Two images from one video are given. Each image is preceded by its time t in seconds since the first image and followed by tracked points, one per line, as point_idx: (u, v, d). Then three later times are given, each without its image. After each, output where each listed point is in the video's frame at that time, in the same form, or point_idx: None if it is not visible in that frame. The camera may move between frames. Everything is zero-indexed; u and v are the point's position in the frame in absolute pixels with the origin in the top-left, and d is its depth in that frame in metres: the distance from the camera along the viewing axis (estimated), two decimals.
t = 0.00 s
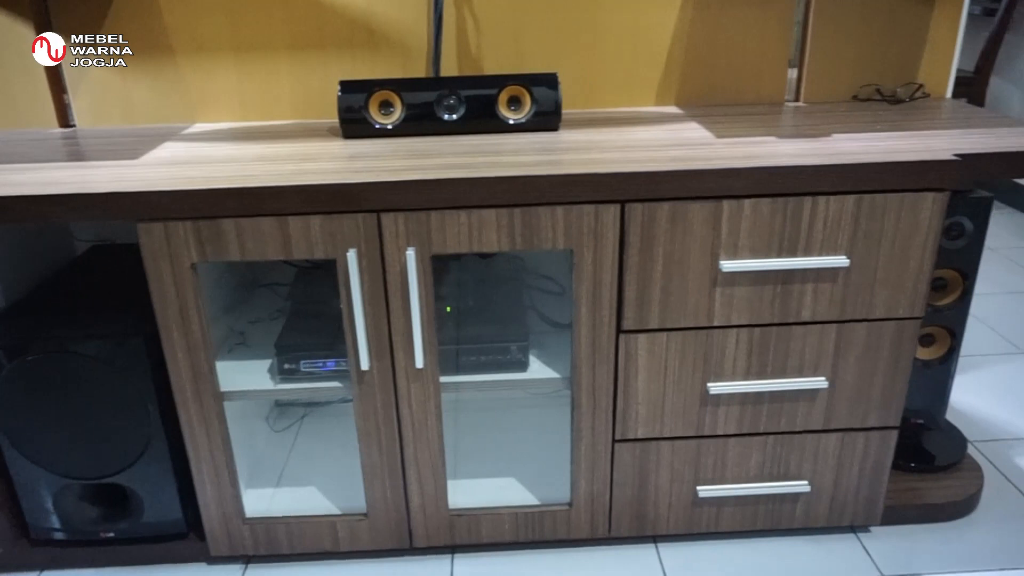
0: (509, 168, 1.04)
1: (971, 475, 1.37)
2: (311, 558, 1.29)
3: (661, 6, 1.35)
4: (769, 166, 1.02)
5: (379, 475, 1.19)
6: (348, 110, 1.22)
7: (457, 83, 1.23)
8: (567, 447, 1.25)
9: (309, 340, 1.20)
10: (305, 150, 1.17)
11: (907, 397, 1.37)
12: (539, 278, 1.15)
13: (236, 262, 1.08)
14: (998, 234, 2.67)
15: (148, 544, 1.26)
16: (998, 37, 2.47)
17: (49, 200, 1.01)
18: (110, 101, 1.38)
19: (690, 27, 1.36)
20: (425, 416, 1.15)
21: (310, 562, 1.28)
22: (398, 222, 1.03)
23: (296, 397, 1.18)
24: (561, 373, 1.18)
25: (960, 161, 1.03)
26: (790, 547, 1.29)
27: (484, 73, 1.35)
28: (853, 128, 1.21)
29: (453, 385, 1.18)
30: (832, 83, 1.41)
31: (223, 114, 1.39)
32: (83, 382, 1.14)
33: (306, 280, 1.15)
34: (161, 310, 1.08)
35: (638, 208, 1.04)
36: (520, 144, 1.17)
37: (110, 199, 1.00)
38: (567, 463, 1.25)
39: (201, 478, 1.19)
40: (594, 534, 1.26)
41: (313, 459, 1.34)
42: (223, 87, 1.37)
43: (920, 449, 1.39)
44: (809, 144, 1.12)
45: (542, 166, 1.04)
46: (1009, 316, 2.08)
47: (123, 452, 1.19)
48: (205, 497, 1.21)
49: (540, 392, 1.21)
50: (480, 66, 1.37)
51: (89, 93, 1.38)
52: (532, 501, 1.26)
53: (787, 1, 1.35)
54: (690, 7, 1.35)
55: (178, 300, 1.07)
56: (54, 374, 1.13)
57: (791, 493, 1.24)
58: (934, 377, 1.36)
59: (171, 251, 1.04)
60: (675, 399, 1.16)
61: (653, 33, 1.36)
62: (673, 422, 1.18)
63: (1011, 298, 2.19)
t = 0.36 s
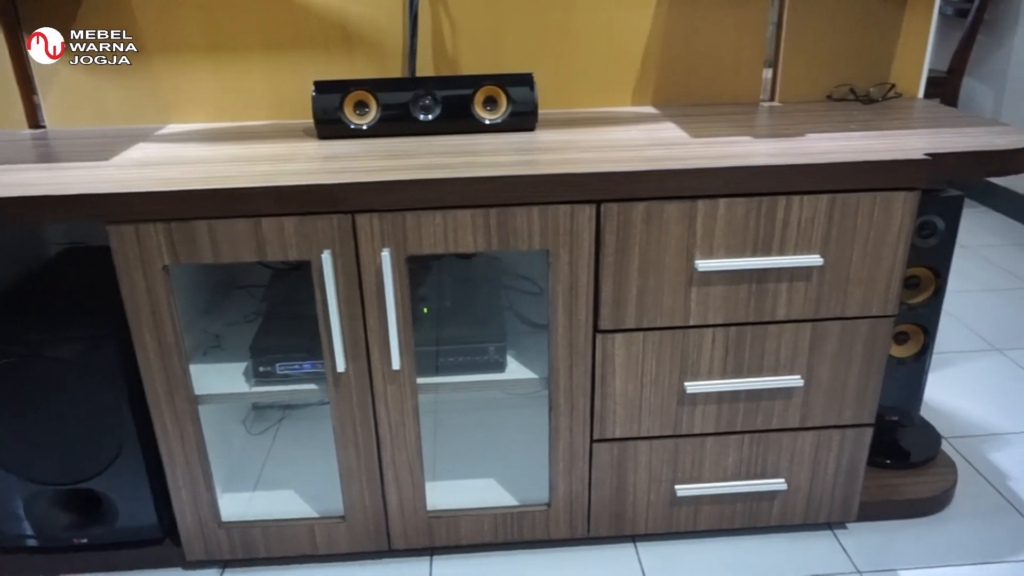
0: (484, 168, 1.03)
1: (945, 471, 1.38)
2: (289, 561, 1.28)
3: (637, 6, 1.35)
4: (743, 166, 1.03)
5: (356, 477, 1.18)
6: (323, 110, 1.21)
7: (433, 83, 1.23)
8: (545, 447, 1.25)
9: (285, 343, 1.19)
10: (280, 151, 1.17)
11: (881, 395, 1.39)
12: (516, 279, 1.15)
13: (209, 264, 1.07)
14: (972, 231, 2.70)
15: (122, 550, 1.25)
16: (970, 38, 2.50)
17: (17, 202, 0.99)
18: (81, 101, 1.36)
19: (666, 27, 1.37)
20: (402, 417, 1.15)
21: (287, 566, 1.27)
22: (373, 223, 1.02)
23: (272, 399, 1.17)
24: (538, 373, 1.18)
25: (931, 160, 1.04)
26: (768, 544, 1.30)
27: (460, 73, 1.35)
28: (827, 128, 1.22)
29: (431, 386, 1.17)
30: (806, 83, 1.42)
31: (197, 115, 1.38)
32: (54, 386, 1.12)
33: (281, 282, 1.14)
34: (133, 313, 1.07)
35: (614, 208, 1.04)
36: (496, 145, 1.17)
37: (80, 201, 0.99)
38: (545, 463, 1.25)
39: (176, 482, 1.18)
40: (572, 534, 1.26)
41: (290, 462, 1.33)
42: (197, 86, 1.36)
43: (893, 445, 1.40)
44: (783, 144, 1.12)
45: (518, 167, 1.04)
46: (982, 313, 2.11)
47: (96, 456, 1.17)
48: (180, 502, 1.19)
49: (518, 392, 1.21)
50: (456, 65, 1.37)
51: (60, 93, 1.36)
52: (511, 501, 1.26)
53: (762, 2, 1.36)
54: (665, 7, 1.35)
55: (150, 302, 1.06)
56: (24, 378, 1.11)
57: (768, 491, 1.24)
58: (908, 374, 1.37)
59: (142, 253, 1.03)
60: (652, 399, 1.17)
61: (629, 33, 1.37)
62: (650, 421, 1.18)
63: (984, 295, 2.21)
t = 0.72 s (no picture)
0: (468, 168, 1.03)
1: (927, 467, 1.39)
2: (274, 565, 1.27)
3: (619, 7, 1.35)
4: (726, 164, 1.03)
5: (341, 480, 1.18)
6: (306, 110, 1.20)
7: (416, 83, 1.22)
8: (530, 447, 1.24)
9: (268, 345, 1.18)
10: (261, 152, 1.16)
11: (865, 392, 1.40)
12: (500, 279, 1.14)
13: (191, 266, 1.06)
14: (953, 230, 2.73)
15: (104, 556, 1.23)
16: (949, 38, 2.52)
17: None
18: (59, 102, 1.35)
19: (649, 27, 1.37)
20: (388, 419, 1.14)
21: (273, 570, 1.27)
22: (356, 224, 1.02)
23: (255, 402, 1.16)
24: (523, 374, 1.18)
25: (911, 159, 1.05)
26: (753, 542, 1.30)
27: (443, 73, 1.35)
28: (809, 127, 1.22)
29: (416, 387, 1.17)
30: (788, 82, 1.43)
31: (178, 116, 1.37)
32: (34, 390, 1.11)
33: (263, 284, 1.13)
34: (114, 316, 1.05)
35: (598, 207, 1.04)
36: (480, 145, 1.17)
37: (58, 203, 0.98)
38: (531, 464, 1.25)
39: (159, 487, 1.17)
40: (559, 534, 1.26)
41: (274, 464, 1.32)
42: (177, 87, 1.35)
43: (876, 441, 1.41)
44: (765, 143, 1.13)
45: (502, 167, 1.04)
46: (963, 310, 2.13)
47: (77, 461, 1.16)
48: (163, 506, 1.18)
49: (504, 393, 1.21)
50: (439, 65, 1.36)
51: (38, 94, 1.34)
52: (497, 502, 1.26)
53: (743, 2, 1.37)
54: (647, 7, 1.36)
55: (131, 305, 1.05)
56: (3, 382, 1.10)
57: (754, 489, 1.25)
58: (890, 371, 1.38)
59: (122, 255, 1.02)
60: (638, 398, 1.17)
61: (612, 33, 1.37)
62: (636, 420, 1.18)
63: (964, 293, 2.23)
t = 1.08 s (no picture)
0: (460, 168, 1.03)
1: (917, 461, 1.41)
2: (268, 567, 1.27)
3: (608, 6, 1.36)
4: (716, 162, 1.03)
5: (335, 481, 1.17)
6: (296, 110, 1.20)
7: (406, 83, 1.22)
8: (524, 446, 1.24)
9: (259, 346, 1.18)
10: (252, 153, 1.15)
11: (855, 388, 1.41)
12: (493, 279, 1.14)
13: (182, 268, 1.06)
14: (941, 226, 2.75)
15: (96, 560, 1.23)
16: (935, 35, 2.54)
17: None
18: (46, 103, 1.34)
19: (638, 26, 1.38)
20: (381, 419, 1.14)
21: (267, 572, 1.26)
22: (348, 224, 1.02)
23: (247, 404, 1.16)
24: (517, 373, 1.18)
25: (899, 156, 1.06)
26: (747, 538, 1.31)
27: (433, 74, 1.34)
28: (797, 125, 1.23)
29: (408, 386, 1.17)
30: (777, 80, 1.44)
31: (166, 117, 1.36)
32: (23, 394, 1.10)
33: (255, 285, 1.13)
34: (105, 318, 1.05)
35: (590, 206, 1.05)
36: (471, 144, 1.17)
37: (47, 205, 0.97)
38: (525, 463, 1.25)
39: (151, 490, 1.16)
40: (554, 532, 1.27)
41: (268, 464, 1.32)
42: (166, 88, 1.34)
43: (867, 436, 1.42)
44: (755, 140, 1.13)
45: (493, 166, 1.04)
46: (952, 305, 2.15)
47: (68, 465, 1.15)
48: (156, 509, 1.18)
49: (497, 392, 1.21)
50: (429, 65, 1.36)
51: (24, 95, 1.33)
52: (492, 501, 1.26)
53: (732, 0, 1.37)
54: (636, 6, 1.36)
55: (121, 307, 1.04)
56: None
57: (747, 485, 1.26)
58: (880, 367, 1.39)
59: (113, 257, 1.01)
60: (631, 396, 1.17)
61: (601, 32, 1.37)
62: (630, 418, 1.19)
63: (953, 288, 2.25)
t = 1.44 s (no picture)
0: (454, 168, 1.03)
1: (910, 458, 1.41)
2: (264, 568, 1.27)
3: (600, 6, 1.36)
4: (709, 162, 1.04)
5: (330, 481, 1.17)
6: (290, 111, 1.20)
7: (400, 83, 1.22)
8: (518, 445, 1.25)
9: (254, 347, 1.17)
10: (245, 154, 1.15)
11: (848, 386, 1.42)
12: (487, 279, 1.14)
13: (176, 269, 1.06)
14: (932, 224, 2.77)
15: (91, 563, 1.22)
16: (925, 35, 2.56)
17: None
18: (38, 104, 1.33)
19: (630, 26, 1.38)
20: (376, 419, 1.14)
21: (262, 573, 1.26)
22: (342, 225, 1.02)
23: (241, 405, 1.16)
24: (511, 372, 1.18)
25: (890, 155, 1.07)
26: (741, 535, 1.31)
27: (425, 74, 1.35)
28: (790, 124, 1.24)
29: (402, 387, 1.17)
30: (769, 80, 1.45)
31: (159, 118, 1.36)
32: (16, 396, 1.10)
33: (248, 287, 1.13)
34: (99, 321, 1.05)
35: (584, 206, 1.05)
36: (464, 144, 1.17)
37: (40, 207, 0.97)
38: (520, 462, 1.25)
39: (146, 491, 1.16)
40: (549, 532, 1.27)
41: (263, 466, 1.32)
42: (159, 89, 1.34)
43: (860, 434, 1.43)
44: (747, 140, 1.14)
45: (487, 166, 1.04)
46: (944, 303, 2.16)
47: (61, 468, 1.15)
48: (150, 511, 1.17)
49: (492, 392, 1.22)
50: (422, 65, 1.36)
51: (16, 97, 1.33)
52: (487, 501, 1.26)
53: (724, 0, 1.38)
54: (629, 6, 1.36)
55: (115, 309, 1.04)
56: None
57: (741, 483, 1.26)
58: (872, 365, 1.40)
59: (106, 259, 1.01)
60: (625, 395, 1.18)
61: (594, 32, 1.38)
62: (624, 417, 1.19)
63: (944, 286, 2.27)
